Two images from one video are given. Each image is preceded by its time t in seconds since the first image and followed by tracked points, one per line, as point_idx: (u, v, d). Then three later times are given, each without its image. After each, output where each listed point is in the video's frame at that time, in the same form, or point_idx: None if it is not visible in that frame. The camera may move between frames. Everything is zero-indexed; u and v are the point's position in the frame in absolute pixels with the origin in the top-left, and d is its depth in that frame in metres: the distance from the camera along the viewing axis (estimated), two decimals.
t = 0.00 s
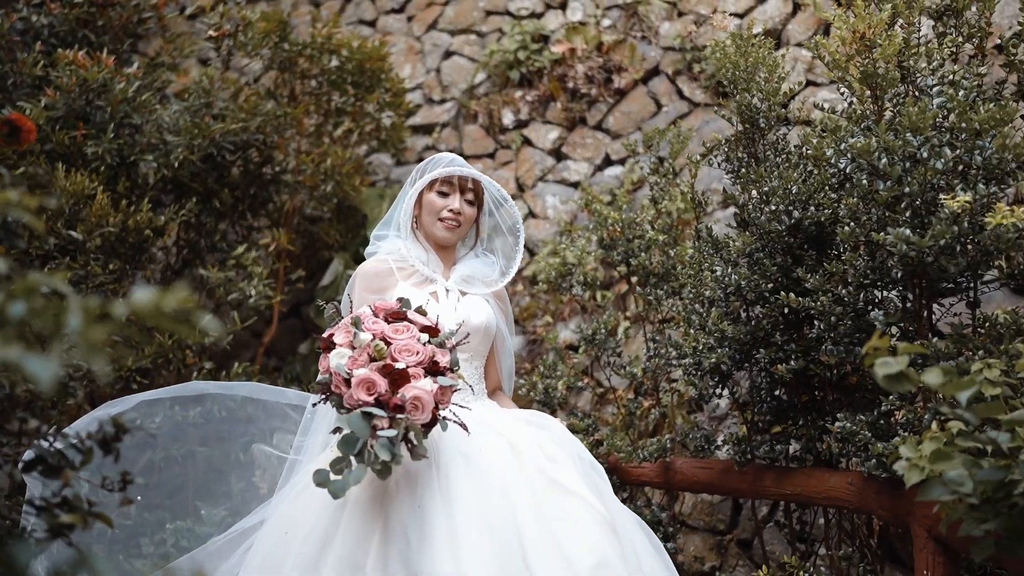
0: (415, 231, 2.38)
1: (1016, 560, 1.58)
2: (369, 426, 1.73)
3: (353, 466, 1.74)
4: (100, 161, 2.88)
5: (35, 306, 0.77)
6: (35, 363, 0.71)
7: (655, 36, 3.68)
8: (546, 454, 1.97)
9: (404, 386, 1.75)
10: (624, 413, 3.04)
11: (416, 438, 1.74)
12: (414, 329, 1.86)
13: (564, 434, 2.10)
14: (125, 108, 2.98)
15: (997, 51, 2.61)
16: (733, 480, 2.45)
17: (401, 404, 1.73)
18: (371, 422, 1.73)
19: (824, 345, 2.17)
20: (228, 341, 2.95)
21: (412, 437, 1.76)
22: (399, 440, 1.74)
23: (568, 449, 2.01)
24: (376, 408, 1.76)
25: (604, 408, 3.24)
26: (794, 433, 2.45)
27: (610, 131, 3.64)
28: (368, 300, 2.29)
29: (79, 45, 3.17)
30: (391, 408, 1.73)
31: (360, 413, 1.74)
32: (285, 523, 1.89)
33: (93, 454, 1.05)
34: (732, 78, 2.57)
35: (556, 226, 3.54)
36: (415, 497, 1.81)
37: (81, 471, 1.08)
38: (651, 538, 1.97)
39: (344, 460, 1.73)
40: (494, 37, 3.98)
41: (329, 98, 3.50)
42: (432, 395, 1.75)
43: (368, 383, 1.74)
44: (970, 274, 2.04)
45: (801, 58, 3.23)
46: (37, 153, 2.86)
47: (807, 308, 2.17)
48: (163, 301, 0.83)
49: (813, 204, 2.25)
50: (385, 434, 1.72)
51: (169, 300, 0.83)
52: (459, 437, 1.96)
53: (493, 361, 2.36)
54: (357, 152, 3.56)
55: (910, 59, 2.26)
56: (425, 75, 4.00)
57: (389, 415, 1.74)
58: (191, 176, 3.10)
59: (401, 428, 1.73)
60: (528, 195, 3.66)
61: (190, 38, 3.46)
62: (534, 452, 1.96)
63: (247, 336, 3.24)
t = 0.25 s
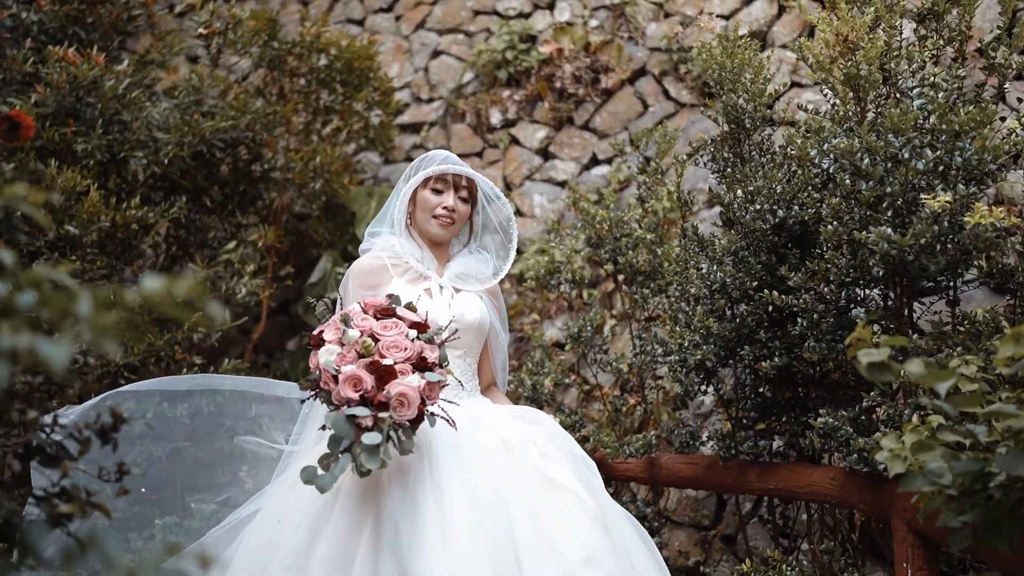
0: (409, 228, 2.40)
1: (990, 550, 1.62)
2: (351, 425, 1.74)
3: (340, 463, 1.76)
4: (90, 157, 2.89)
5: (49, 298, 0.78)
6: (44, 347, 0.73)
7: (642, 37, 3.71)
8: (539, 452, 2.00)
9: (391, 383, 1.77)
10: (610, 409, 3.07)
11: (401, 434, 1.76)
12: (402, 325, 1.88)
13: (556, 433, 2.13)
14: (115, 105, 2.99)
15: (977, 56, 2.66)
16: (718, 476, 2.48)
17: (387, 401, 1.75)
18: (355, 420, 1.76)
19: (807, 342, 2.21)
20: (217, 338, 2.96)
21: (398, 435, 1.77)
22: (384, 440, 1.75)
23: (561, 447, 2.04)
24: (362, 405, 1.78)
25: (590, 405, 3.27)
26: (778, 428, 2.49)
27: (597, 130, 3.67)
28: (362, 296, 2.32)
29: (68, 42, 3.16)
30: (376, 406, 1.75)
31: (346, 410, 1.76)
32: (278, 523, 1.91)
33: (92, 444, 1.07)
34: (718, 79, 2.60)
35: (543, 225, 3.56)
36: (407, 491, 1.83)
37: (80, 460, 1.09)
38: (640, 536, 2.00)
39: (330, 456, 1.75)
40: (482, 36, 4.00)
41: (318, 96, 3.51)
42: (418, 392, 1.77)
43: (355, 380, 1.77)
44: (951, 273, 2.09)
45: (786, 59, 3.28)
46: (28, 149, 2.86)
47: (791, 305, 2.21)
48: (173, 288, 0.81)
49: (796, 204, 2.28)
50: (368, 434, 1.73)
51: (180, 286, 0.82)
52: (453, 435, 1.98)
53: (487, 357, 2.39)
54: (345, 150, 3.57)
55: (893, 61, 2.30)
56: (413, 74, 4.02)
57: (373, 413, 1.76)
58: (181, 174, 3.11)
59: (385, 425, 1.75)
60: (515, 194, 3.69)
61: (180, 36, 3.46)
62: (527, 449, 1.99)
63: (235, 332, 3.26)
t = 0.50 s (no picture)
0: (406, 228, 2.42)
1: (968, 542, 1.67)
2: (344, 420, 1.77)
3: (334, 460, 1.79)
4: (83, 155, 2.90)
5: (57, 291, 0.80)
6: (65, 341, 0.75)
7: (631, 38, 3.74)
8: (533, 453, 2.02)
9: (384, 381, 1.79)
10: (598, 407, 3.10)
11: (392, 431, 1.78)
12: (395, 323, 1.90)
13: (552, 434, 2.15)
14: (107, 103, 2.99)
15: (959, 58, 2.71)
16: (704, 472, 2.51)
17: (379, 398, 1.77)
18: (346, 417, 1.78)
19: (792, 340, 2.25)
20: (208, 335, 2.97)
21: (388, 430, 1.81)
22: (373, 436, 1.78)
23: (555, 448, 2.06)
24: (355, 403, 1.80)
25: (578, 403, 3.30)
26: (763, 425, 2.52)
27: (586, 130, 3.70)
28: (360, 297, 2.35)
29: (61, 40, 3.15)
30: (367, 404, 1.77)
31: (339, 408, 1.79)
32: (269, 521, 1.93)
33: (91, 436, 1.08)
34: (706, 81, 2.64)
35: (532, 224, 3.59)
36: (400, 488, 1.86)
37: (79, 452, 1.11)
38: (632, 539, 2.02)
39: (323, 453, 1.77)
40: (471, 36, 4.02)
41: (309, 94, 3.53)
42: (410, 390, 1.79)
43: (347, 378, 1.79)
44: (932, 272, 2.14)
45: (772, 61, 3.32)
46: (20, 147, 2.86)
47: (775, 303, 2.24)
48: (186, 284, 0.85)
49: (782, 204, 2.31)
50: (357, 432, 1.76)
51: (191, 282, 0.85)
52: (448, 433, 2.01)
53: (485, 355, 2.44)
54: (336, 149, 3.59)
55: (876, 65, 2.34)
56: (403, 74, 4.04)
57: (365, 411, 1.78)
58: (173, 172, 3.12)
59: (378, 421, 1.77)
60: (505, 193, 3.71)
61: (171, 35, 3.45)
62: (521, 448, 2.01)
63: (226, 330, 3.28)
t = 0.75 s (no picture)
0: (407, 230, 2.45)
1: (947, 535, 1.70)
2: (339, 424, 1.79)
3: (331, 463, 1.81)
4: (76, 152, 2.91)
5: (67, 291, 0.83)
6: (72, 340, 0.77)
7: (620, 40, 3.78)
8: (531, 456, 2.02)
9: (379, 384, 1.81)
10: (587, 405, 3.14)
11: (388, 433, 1.80)
12: (391, 326, 1.93)
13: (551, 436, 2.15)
14: (101, 101, 3.01)
15: (943, 62, 2.75)
16: (692, 469, 2.54)
17: (375, 402, 1.79)
18: (342, 420, 1.80)
19: (778, 339, 2.28)
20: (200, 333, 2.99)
21: (383, 433, 1.82)
22: (370, 436, 1.80)
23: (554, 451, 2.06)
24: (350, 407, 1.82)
25: (568, 401, 3.34)
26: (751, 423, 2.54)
27: (576, 131, 3.74)
28: (362, 298, 2.39)
29: (54, 39, 3.14)
30: (362, 407, 1.80)
31: (335, 411, 1.81)
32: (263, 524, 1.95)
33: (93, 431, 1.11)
34: (694, 84, 2.68)
35: (522, 223, 3.62)
36: (396, 490, 1.88)
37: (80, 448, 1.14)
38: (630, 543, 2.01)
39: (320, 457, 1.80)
40: (462, 37, 4.05)
41: (301, 94, 3.55)
42: (405, 392, 1.80)
43: (343, 382, 1.81)
44: (915, 272, 2.18)
45: (760, 64, 3.36)
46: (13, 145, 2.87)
47: (761, 302, 2.27)
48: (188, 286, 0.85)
49: (769, 205, 2.34)
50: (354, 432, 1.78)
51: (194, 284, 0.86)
52: (445, 436, 2.02)
53: (486, 356, 2.46)
54: (327, 148, 3.61)
55: (860, 69, 2.38)
56: (395, 74, 4.06)
57: (360, 414, 1.80)
58: (166, 171, 3.13)
59: (373, 424, 1.79)
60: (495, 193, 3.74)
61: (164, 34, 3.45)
62: (519, 450, 2.02)
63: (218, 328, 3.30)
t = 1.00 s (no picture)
0: (411, 233, 2.49)
1: (929, 529, 1.75)
2: (336, 435, 1.82)
3: (330, 471, 1.82)
4: (71, 151, 2.93)
5: (77, 291, 0.84)
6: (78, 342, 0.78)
7: (612, 41, 3.81)
8: (531, 460, 2.04)
9: (377, 392, 1.84)
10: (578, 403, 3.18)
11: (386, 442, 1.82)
12: (391, 332, 1.95)
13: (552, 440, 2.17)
14: (96, 101, 3.02)
15: (928, 65, 2.80)
16: (680, 466, 2.57)
17: (373, 410, 1.82)
18: (339, 430, 1.83)
19: (766, 339, 2.32)
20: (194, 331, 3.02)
21: (382, 442, 1.85)
22: (366, 448, 1.83)
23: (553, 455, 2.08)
24: (348, 415, 1.85)
25: (558, 399, 3.38)
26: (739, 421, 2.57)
27: (567, 131, 3.77)
28: (368, 301, 2.42)
29: (49, 38, 3.15)
30: (360, 416, 1.82)
31: (334, 419, 1.84)
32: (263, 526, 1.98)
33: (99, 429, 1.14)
34: (684, 86, 2.71)
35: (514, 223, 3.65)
36: (395, 493, 1.91)
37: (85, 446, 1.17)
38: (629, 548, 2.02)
39: (319, 464, 1.82)
40: (455, 38, 4.08)
41: (294, 93, 3.57)
42: (402, 399, 1.83)
43: (342, 390, 1.84)
44: (900, 273, 2.22)
45: (749, 66, 3.40)
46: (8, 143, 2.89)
47: (749, 302, 2.31)
48: (193, 292, 0.84)
49: (757, 207, 2.38)
50: (350, 445, 1.80)
51: (200, 289, 0.86)
52: (445, 439, 2.05)
53: (492, 358, 2.49)
54: (320, 148, 3.64)
55: (847, 73, 2.42)
56: (387, 74, 4.08)
57: (358, 422, 1.83)
58: (160, 170, 3.16)
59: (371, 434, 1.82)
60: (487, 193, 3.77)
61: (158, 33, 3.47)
62: (518, 453, 2.04)
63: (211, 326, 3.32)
